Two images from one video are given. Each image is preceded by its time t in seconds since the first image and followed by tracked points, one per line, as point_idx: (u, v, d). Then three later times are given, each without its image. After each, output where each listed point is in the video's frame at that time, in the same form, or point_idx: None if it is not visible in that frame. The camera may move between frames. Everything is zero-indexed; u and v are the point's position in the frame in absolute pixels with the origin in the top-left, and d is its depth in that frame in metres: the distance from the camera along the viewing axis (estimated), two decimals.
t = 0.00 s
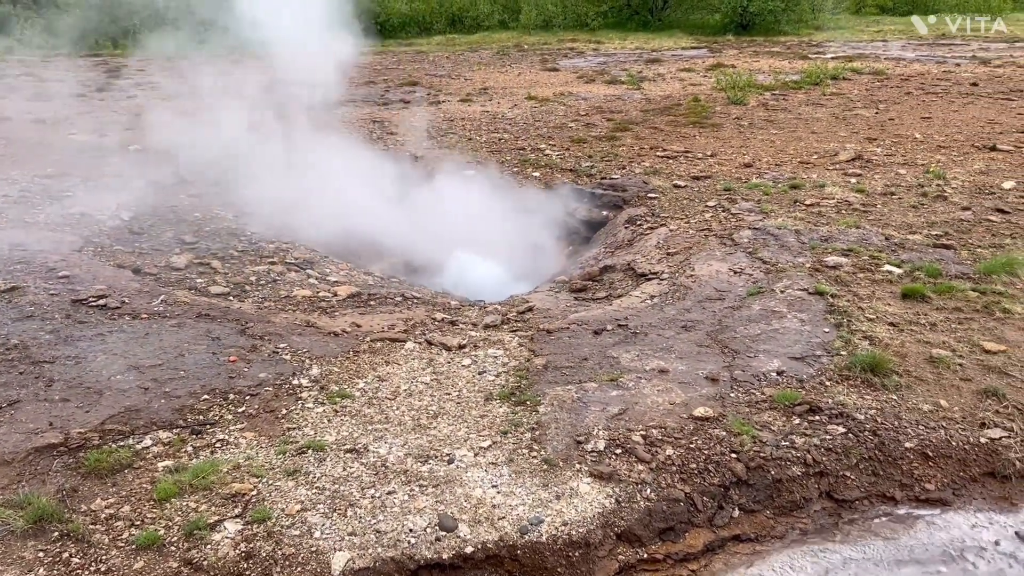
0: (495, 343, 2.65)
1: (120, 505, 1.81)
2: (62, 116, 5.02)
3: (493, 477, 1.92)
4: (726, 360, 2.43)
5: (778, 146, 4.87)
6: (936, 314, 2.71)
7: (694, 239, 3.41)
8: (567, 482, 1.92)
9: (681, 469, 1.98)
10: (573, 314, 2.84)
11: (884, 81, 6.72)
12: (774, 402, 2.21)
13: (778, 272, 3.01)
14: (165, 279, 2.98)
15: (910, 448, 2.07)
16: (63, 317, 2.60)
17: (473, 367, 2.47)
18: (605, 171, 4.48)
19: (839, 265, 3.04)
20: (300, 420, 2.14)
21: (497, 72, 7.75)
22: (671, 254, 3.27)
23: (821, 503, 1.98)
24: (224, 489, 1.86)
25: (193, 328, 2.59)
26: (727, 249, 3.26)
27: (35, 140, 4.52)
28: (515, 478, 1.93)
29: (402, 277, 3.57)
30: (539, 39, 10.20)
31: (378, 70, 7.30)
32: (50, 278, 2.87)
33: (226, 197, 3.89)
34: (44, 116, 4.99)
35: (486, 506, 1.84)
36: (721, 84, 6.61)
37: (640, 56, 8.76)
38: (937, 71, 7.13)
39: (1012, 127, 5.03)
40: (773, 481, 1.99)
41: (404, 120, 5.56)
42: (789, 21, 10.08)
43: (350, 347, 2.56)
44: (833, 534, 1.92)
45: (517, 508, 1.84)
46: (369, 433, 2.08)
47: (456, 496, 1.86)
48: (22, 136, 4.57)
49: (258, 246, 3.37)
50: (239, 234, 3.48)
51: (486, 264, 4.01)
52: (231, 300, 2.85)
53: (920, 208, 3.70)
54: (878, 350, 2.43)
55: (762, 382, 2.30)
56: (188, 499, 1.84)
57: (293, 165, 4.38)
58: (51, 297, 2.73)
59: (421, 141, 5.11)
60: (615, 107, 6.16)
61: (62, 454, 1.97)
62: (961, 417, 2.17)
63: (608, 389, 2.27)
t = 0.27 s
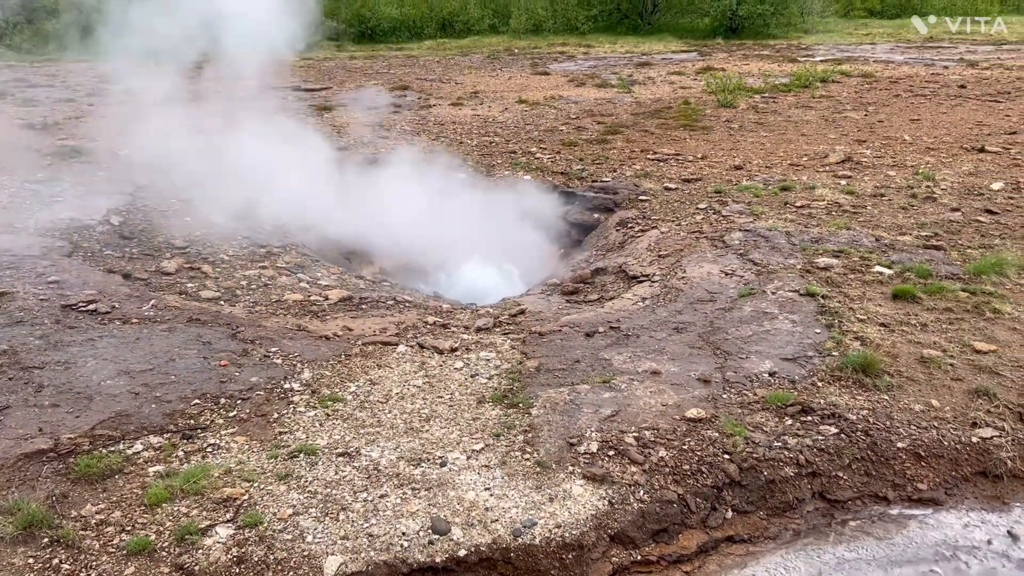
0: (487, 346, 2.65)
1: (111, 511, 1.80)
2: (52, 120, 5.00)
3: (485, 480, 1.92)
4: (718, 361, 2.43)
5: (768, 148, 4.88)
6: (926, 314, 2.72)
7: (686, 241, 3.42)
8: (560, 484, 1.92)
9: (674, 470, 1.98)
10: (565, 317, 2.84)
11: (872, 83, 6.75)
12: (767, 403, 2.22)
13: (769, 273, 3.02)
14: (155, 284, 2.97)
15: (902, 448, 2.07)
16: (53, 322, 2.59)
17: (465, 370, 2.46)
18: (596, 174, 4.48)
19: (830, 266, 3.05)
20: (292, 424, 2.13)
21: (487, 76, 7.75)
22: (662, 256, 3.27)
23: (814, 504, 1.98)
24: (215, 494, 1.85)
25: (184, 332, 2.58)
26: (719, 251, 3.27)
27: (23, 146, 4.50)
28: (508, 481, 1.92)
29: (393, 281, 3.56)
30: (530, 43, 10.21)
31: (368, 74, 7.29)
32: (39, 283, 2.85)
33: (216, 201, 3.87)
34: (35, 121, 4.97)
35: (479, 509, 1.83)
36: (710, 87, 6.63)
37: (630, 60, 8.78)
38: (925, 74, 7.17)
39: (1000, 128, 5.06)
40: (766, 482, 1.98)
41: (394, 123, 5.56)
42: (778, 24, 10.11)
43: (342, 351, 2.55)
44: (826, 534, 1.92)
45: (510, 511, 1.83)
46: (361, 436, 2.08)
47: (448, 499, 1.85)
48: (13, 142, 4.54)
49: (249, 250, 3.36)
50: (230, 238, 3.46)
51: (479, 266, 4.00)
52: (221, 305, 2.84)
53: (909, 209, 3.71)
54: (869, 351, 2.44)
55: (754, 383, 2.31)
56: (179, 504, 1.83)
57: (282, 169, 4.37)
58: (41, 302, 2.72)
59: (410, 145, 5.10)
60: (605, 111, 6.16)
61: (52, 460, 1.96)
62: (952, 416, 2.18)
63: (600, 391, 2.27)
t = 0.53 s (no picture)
0: (480, 351, 2.65)
1: (102, 519, 1.80)
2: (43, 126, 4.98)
3: (478, 486, 1.92)
4: (710, 365, 2.43)
5: (760, 153, 4.89)
6: (918, 317, 2.72)
7: (677, 245, 3.42)
8: (553, 490, 1.92)
9: (667, 475, 1.98)
10: (558, 322, 2.84)
11: (862, 87, 6.78)
12: (759, 407, 2.22)
13: (761, 277, 3.03)
14: (147, 291, 2.96)
15: (894, 451, 2.08)
16: (44, 330, 2.58)
17: (458, 376, 2.46)
18: (588, 179, 4.49)
19: (821, 270, 3.06)
20: (284, 431, 2.12)
21: (479, 81, 7.76)
22: (654, 261, 3.28)
23: (807, 508, 1.98)
24: (207, 501, 1.84)
25: (176, 339, 2.57)
26: (710, 256, 3.27)
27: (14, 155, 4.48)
28: (501, 487, 1.92)
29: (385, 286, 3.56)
30: (521, 48, 10.23)
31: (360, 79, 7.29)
32: (29, 290, 2.84)
33: (208, 208, 3.87)
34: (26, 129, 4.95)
35: (472, 515, 1.83)
36: (702, 92, 6.65)
37: (622, 65, 8.80)
38: (916, 77, 7.20)
39: (990, 131, 5.09)
40: (759, 486, 1.99)
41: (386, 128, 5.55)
42: (768, 29, 10.15)
43: (335, 357, 2.55)
44: (819, 538, 1.92)
45: (504, 517, 1.83)
46: (354, 443, 2.07)
47: (442, 505, 1.85)
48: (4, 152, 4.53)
49: (241, 256, 3.35)
50: (222, 244, 3.45)
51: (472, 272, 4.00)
52: (213, 311, 2.83)
53: (900, 213, 3.73)
54: (861, 354, 2.44)
55: (747, 388, 2.31)
56: (171, 512, 1.82)
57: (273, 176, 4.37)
58: (31, 310, 2.70)
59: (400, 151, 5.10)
60: (597, 115, 6.17)
61: (42, 468, 1.95)
62: (944, 419, 2.18)
63: (593, 396, 2.27)
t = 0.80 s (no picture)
0: (474, 360, 2.64)
1: (93, 533, 1.78)
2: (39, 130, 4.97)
3: (473, 498, 1.90)
4: (705, 374, 2.42)
5: (753, 159, 4.90)
6: (912, 325, 2.72)
7: (671, 252, 3.41)
8: (548, 501, 1.90)
9: (663, 486, 1.97)
10: (552, 330, 2.83)
11: (855, 93, 6.79)
12: (755, 416, 2.21)
13: (755, 285, 3.02)
14: (139, 300, 2.94)
15: (890, 460, 2.07)
16: (35, 340, 2.56)
17: (452, 385, 2.44)
18: (582, 186, 4.48)
19: (816, 277, 3.05)
20: (277, 443, 2.11)
21: (473, 88, 7.76)
22: (649, 268, 3.27)
23: (803, 518, 1.97)
24: (199, 514, 1.83)
25: (168, 349, 2.55)
26: (705, 263, 3.27)
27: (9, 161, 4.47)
28: (496, 498, 1.91)
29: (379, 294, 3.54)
30: (515, 55, 10.24)
31: (354, 86, 7.29)
32: (20, 300, 2.82)
33: (201, 215, 3.85)
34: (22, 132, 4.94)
35: (466, 527, 1.81)
36: (695, 98, 6.65)
37: (615, 71, 8.81)
38: (908, 83, 7.21)
39: (982, 137, 5.10)
40: (755, 496, 1.98)
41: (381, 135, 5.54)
42: (761, 35, 10.17)
43: (328, 366, 2.53)
44: (816, 549, 1.91)
45: (499, 529, 1.82)
46: (347, 454, 2.06)
47: (436, 517, 1.83)
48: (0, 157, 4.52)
49: (234, 265, 3.34)
50: (214, 253, 3.44)
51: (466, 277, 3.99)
52: (206, 321, 2.82)
53: (894, 219, 3.73)
54: (856, 362, 2.44)
55: (742, 396, 2.30)
56: (162, 525, 1.80)
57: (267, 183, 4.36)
58: (22, 320, 2.68)
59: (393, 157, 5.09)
60: (591, 122, 6.18)
61: (32, 482, 1.93)
62: (940, 428, 2.18)
63: (588, 406, 2.26)
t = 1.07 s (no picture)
0: (471, 368, 2.63)
1: (87, 544, 1.77)
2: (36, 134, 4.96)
3: (470, 507, 1.89)
4: (703, 382, 2.41)
5: (749, 165, 4.89)
6: (910, 331, 2.72)
7: (668, 259, 3.41)
8: (546, 510, 1.89)
9: (661, 494, 1.96)
10: (549, 337, 2.82)
11: (851, 99, 6.80)
12: (753, 424, 2.20)
13: (752, 291, 3.01)
14: (133, 308, 2.93)
15: (889, 468, 2.07)
16: (29, 349, 2.55)
17: (449, 393, 2.43)
18: (578, 192, 4.47)
19: (813, 283, 3.05)
20: (272, 452, 2.09)
21: (468, 94, 7.76)
22: (646, 275, 3.26)
23: (802, 527, 1.97)
24: (194, 525, 1.81)
25: (162, 357, 2.54)
26: (701, 269, 3.26)
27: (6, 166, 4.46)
28: (494, 508, 1.89)
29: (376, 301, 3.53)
30: (510, 61, 10.24)
31: (349, 92, 7.28)
32: (14, 308, 2.81)
33: (197, 222, 3.84)
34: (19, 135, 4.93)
35: (464, 538, 1.80)
36: (691, 104, 6.65)
37: (611, 77, 8.82)
38: (903, 89, 7.23)
39: (977, 143, 5.11)
40: (753, 505, 1.97)
41: (378, 141, 5.53)
42: (756, 41, 10.19)
43: (324, 374, 2.52)
44: (815, 558, 1.90)
45: (496, 539, 1.80)
46: (343, 463, 2.05)
47: (433, 527, 1.82)
48: None
49: (230, 272, 3.32)
50: (210, 260, 3.43)
51: (463, 285, 3.98)
52: (201, 328, 2.81)
53: (890, 225, 3.73)
54: (854, 370, 2.43)
55: (740, 404, 2.29)
56: (157, 536, 1.79)
57: (261, 189, 4.35)
58: (16, 328, 2.67)
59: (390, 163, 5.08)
60: (587, 128, 6.17)
61: (26, 492, 1.92)
62: (938, 436, 2.17)
63: (586, 414, 2.25)
